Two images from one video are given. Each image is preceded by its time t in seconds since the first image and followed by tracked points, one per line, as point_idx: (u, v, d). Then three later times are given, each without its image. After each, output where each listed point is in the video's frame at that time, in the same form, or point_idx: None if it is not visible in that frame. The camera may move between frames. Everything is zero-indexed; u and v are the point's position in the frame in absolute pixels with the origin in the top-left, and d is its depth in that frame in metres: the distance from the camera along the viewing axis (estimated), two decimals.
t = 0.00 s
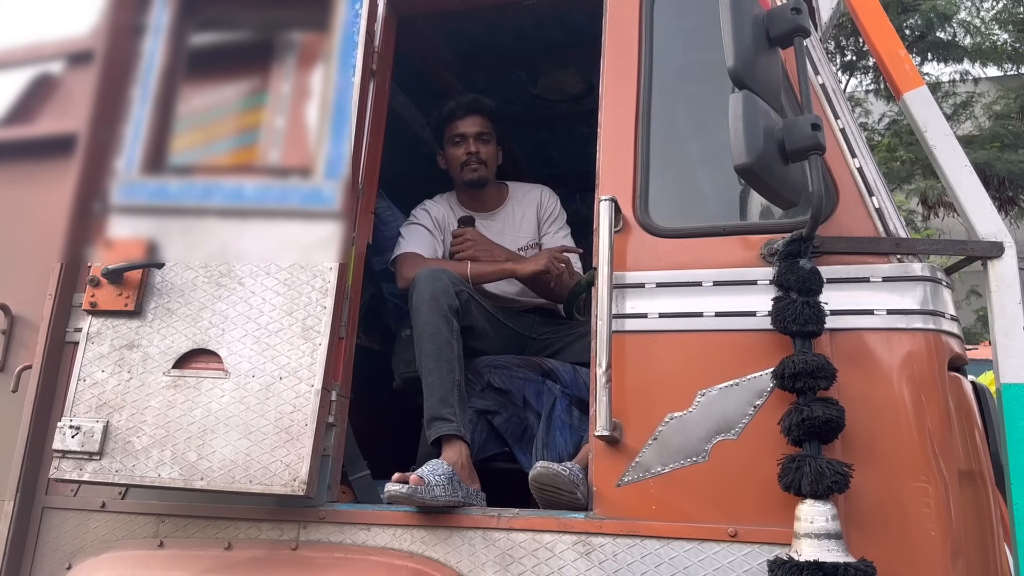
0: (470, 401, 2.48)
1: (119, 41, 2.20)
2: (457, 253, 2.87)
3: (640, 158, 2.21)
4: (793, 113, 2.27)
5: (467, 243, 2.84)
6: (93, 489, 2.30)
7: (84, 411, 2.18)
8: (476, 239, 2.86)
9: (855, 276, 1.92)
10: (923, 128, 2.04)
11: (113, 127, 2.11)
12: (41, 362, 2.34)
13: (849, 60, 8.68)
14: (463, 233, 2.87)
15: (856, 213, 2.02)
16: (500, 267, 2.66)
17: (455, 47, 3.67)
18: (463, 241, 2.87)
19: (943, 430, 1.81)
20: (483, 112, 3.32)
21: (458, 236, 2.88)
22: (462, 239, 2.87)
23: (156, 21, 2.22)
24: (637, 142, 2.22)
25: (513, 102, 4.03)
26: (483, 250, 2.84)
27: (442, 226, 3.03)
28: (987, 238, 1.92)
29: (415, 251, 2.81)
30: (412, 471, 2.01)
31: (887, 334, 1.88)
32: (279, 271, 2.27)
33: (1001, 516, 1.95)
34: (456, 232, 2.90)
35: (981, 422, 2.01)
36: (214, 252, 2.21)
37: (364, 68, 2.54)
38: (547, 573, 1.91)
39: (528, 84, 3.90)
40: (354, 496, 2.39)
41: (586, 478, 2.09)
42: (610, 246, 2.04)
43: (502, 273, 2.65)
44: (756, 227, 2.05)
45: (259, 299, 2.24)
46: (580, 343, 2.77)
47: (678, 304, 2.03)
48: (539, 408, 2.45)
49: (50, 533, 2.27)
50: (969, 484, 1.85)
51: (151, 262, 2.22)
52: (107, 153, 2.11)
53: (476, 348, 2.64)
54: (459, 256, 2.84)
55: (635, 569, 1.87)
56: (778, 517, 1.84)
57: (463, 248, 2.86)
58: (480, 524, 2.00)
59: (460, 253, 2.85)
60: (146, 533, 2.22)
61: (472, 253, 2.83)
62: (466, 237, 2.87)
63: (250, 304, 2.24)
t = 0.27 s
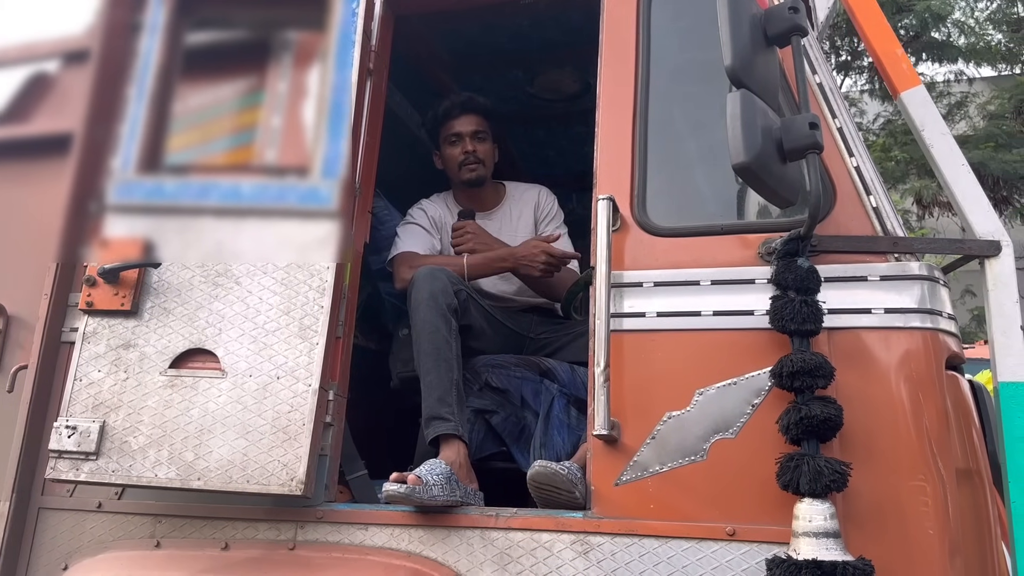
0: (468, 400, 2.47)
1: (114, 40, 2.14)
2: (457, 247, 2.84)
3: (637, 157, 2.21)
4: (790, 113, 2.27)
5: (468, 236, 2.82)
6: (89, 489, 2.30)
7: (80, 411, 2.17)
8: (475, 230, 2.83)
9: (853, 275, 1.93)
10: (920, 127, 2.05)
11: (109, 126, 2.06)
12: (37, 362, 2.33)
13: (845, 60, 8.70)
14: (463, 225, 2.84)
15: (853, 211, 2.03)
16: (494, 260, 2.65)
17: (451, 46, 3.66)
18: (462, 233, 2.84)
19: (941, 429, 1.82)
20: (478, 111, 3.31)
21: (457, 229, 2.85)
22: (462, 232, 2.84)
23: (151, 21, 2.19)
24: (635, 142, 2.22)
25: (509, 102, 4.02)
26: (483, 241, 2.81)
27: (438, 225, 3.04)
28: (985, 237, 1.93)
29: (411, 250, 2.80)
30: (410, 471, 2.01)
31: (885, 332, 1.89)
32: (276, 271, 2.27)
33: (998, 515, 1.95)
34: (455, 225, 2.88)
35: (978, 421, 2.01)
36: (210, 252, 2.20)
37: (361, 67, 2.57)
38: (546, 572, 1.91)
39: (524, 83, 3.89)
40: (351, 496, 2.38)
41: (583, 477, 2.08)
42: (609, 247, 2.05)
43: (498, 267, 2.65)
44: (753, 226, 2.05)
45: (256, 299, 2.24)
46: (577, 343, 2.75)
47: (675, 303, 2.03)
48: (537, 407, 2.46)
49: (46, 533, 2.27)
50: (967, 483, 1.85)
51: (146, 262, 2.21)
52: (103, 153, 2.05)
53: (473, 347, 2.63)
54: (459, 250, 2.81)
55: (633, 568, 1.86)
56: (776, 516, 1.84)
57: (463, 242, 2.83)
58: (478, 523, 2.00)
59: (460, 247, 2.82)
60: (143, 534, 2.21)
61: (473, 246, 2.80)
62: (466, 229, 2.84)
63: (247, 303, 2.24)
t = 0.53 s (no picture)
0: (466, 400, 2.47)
1: (111, 39, 2.17)
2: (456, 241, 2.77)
3: (637, 156, 2.21)
4: (790, 112, 2.27)
5: (468, 231, 2.75)
6: (86, 490, 2.29)
7: (77, 411, 2.16)
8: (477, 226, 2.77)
9: (852, 274, 1.93)
10: (918, 126, 2.05)
11: (106, 126, 2.09)
12: (33, 362, 2.32)
13: (838, 60, 8.72)
14: (463, 220, 2.77)
15: (852, 210, 2.03)
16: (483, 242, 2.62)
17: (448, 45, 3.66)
18: (462, 229, 2.77)
19: (940, 428, 1.82)
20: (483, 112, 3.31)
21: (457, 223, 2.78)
22: (462, 226, 2.76)
23: (149, 17, 2.22)
24: (634, 141, 2.22)
25: (506, 101, 4.02)
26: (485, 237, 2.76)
27: (438, 224, 3.03)
28: (983, 236, 1.93)
29: (412, 253, 2.80)
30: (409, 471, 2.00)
31: (884, 331, 1.89)
32: (275, 270, 2.26)
33: (997, 514, 1.96)
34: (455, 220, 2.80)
35: (977, 420, 2.02)
36: (208, 250, 2.17)
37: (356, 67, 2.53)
38: (545, 572, 1.91)
39: (521, 83, 3.89)
40: (350, 496, 2.37)
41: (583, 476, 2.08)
42: (608, 245, 2.05)
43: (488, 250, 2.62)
44: (752, 225, 2.05)
45: (254, 298, 2.23)
46: (577, 343, 2.73)
47: (674, 302, 2.03)
48: (536, 407, 2.45)
49: (42, 534, 2.25)
50: (966, 481, 1.86)
51: (143, 262, 2.20)
52: (99, 152, 2.09)
53: (472, 346, 2.63)
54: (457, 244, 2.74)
55: (633, 567, 1.86)
56: (776, 515, 1.84)
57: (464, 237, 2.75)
58: (478, 523, 2.00)
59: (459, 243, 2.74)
60: (140, 534, 2.20)
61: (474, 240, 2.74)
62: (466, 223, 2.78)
63: (245, 303, 2.23)
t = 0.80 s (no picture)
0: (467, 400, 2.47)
1: (108, 37, 2.16)
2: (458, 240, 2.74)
3: (638, 156, 2.21)
4: (791, 114, 2.26)
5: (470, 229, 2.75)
6: (85, 491, 2.28)
7: (78, 412, 2.15)
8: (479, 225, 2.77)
9: (855, 274, 1.93)
10: (919, 126, 2.06)
11: (103, 126, 2.09)
12: (31, 363, 2.31)
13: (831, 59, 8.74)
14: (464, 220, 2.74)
15: (854, 210, 2.03)
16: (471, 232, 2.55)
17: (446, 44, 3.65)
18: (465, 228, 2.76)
19: (942, 426, 1.83)
20: (482, 113, 3.29)
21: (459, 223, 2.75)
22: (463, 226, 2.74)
23: (147, 17, 2.22)
24: (635, 140, 2.22)
25: (503, 101, 4.02)
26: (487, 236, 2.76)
27: (438, 224, 3.03)
28: (985, 235, 1.94)
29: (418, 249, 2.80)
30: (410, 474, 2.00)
31: (886, 330, 1.89)
32: (276, 270, 2.25)
33: (998, 512, 1.96)
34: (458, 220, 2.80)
35: (978, 418, 2.03)
36: (208, 251, 2.15)
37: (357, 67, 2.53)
38: (549, 572, 1.91)
39: (518, 82, 3.88)
40: (351, 496, 2.36)
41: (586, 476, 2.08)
42: (610, 245, 2.05)
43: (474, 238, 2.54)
44: (754, 225, 2.05)
45: (255, 298, 2.22)
46: (578, 342, 2.74)
47: (677, 301, 2.03)
48: (537, 407, 2.45)
49: (41, 536, 2.24)
50: (968, 480, 1.86)
51: (144, 262, 2.19)
52: (98, 151, 2.07)
53: (472, 346, 2.63)
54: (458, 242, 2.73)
55: (637, 567, 1.86)
56: (780, 514, 1.85)
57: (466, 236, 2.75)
58: (481, 523, 1.99)
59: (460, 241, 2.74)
60: (141, 535, 2.19)
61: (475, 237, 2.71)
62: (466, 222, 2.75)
63: (246, 303, 2.22)
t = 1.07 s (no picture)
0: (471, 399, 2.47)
1: (108, 36, 2.16)
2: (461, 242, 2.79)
3: (641, 155, 2.21)
4: (795, 112, 2.26)
5: (472, 229, 2.77)
6: (86, 491, 2.26)
7: (80, 412, 2.14)
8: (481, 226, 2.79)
9: (859, 272, 1.94)
10: (923, 124, 2.07)
11: (103, 123, 2.07)
12: (31, 363, 2.29)
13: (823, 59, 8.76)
14: (468, 220, 2.80)
15: (859, 209, 2.03)
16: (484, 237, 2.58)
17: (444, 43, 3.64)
18: (467, 228, 2.79)
19: (947, 423, 1.84)
20: (478, 111, 3.29)
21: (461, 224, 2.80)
22: (467, 226, 2.79)
23: (147, 14, 2.20)
24: (640, 139, 2.22)
25: (501, 100, 4.02)
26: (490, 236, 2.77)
27: (438, 222, 3.03)
28: (988, 233, 1.95)
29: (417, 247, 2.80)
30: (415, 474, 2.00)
31: (891, 328, 1.90)
32: (279, 269, 2.24)
33: (1002, 509, 1.97)
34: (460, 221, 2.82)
35: (981, 415, 2.03)
36: (211, 250, 2.16)
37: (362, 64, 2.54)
38: (555, 570, 1.91)
39: (517, 81, 3.88)
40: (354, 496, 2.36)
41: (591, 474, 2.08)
42: (615, 243, 2.05)
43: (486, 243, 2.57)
44: (757, 223, 2.06)
45: (258, 298, 2.21)
46: (581, 340, 2.74)
47: (682, 300, 2.03)
48: (540, 405, 2.44)
49: (42, 536, 2.23)
50: (972, 476, 1.87)
51: (146, 261, 2.18)
52: (98, 150, 2.06)
53: (476, 346, 2.63)
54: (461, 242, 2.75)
55: (644, 565, 1.87)
56: (786, 511, 1.85)
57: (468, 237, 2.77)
58: (487, 522, 1.99)
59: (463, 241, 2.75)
60: (143, 536, 2.18)
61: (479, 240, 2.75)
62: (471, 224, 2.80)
63: (249, 302, 2.21)
